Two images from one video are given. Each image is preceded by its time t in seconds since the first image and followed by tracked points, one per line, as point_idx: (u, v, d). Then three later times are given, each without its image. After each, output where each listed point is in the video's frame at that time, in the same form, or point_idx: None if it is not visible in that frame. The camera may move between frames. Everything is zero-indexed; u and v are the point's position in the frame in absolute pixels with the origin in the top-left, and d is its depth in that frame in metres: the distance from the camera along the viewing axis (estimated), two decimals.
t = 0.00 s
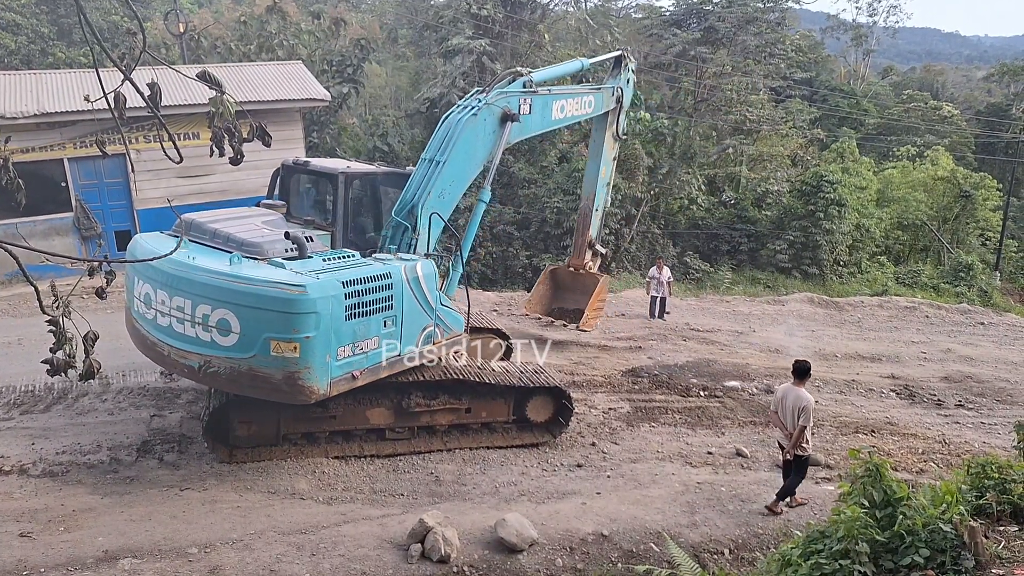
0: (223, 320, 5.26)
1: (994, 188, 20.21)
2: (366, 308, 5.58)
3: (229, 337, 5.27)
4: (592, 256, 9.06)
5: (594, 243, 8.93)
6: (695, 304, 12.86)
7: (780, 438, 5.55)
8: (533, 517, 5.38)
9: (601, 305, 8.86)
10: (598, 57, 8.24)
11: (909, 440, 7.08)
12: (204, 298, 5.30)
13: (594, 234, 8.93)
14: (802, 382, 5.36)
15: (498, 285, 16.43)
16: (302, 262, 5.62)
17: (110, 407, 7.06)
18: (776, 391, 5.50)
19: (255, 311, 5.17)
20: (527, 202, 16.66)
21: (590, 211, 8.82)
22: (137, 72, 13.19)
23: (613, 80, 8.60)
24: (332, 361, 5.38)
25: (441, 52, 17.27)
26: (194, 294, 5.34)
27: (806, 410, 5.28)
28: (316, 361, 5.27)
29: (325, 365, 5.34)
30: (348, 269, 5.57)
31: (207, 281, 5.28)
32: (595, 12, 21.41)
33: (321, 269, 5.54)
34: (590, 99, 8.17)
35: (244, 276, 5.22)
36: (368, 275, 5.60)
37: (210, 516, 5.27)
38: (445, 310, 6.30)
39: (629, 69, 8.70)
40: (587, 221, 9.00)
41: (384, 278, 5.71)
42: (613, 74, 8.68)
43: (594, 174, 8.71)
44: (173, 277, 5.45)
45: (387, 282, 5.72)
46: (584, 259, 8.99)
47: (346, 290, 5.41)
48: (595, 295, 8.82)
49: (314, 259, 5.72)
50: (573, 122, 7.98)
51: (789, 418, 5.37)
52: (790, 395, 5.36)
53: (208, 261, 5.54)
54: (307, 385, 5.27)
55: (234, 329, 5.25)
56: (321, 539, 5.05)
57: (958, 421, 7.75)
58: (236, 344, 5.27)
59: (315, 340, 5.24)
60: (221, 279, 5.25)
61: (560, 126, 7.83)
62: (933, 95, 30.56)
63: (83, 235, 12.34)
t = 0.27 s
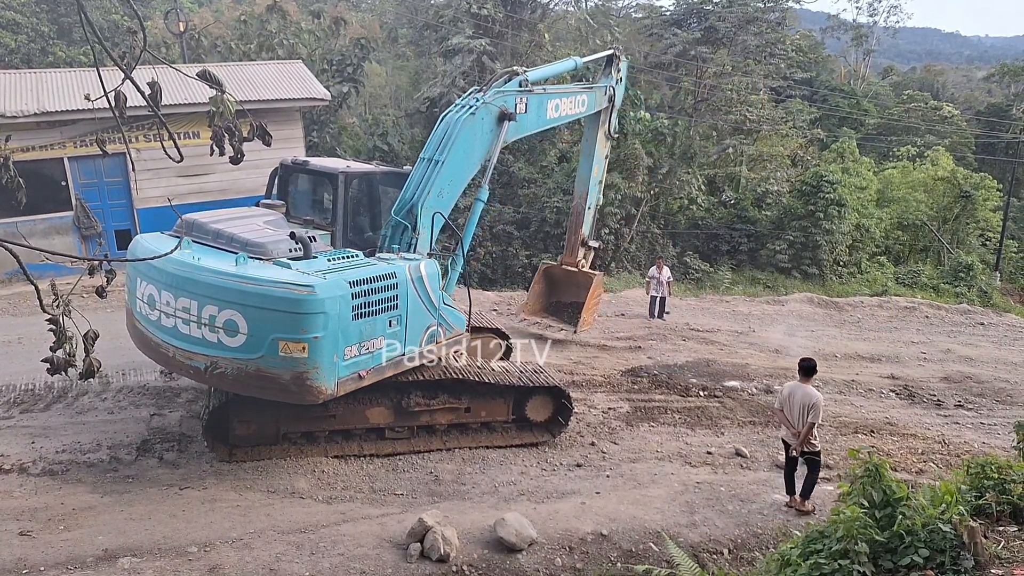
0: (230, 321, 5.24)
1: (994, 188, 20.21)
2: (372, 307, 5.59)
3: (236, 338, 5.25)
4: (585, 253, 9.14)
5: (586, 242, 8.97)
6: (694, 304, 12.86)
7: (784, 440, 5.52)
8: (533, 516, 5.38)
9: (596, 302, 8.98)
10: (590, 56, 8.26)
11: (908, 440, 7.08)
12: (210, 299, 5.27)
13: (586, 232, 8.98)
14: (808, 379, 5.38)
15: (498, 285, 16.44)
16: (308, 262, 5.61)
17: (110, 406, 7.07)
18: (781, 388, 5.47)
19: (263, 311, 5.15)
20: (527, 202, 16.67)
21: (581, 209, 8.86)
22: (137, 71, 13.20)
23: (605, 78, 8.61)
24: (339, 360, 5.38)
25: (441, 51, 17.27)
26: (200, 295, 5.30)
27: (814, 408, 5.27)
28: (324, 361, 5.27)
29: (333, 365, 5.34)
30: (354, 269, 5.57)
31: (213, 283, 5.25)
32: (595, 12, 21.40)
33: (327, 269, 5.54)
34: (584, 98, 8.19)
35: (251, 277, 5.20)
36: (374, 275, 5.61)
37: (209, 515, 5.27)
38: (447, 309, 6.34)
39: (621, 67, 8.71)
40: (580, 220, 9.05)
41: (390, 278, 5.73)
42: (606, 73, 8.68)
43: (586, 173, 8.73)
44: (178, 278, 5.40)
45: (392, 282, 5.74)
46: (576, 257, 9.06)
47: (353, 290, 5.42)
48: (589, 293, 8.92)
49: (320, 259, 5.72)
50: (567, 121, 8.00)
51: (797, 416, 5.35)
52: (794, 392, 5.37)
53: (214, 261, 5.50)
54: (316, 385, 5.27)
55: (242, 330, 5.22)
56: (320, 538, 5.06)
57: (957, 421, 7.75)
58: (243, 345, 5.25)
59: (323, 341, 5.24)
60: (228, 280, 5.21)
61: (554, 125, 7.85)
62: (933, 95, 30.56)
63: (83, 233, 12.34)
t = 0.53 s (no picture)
0: (236, 322, 5.21)
1: (994, 188, 20.21)
2: (377, 307, 5.59)
3: (243, 339, 5.23)
4: (581, 251, 9.07)
5: (582, 240, 8.93)
6: (694, 303, 12.86)
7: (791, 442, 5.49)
8: (533, 516, 5.38)
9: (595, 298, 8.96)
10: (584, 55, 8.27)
11: (908, 440, 7.08)
12: (216, 300, 5.24)
13: (582, 231, 8.94)
14: (815, 379, 5.39)
15: (498, 284, 16.44)
16: (312, 262, 5.61)
17: (109, 405, 7.06)
18: (786, 389, 5.48)
19: (270, 312, 5.14)
20: (526, 201, 16.67)
21: (577, 207, 8.82)
22: (137, 71, 13.20)
23: (599, 77, 8.64)
24: (345, 361, 5.38)
25: (441, 51, 17.27)
26: (205, 296, 5.27)
27: (829, 408, 5.31)
28: (330, 361, 5.27)
29: (340, 365, 5.34)
30: (359, 269, 5.57)
31: (218, 283, 5.22)
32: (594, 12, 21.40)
33: (331, 269, 5.53)
34: (578, 97, 8.20)
35: (257, 277, 5.18)
36: (379, 275, 5.61)
37: (209, 514, 5.27)
38: (449, 308, 6.36)
39: (614, 66, 8.73)
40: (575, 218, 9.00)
41: (394, 278, 5.73)
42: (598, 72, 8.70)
43: (581, 171, 8.70)
44: (182, 278, 5.36)
45: (397, 282, 5.75)
46: (572, 255, 9.02)
47: (359, 290, 5.41)
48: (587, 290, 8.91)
49: (323, 259, 5.72)
50: (563, 119, 8.00)
51: (807, 415, 5.35)
52: (798, 390, 5.41)
53: (218, 261, 5.46)
54: (323, 385, 5.27)
55: (248, 331, 5.20)
56: (320, 538, 5.06)
57: (957, 421, 7.75)
58: (250, 346, 5.23)
59: (330, 341, 5.24)
60: (233, 281, 5.19)
61: (550, 124, 7.86)
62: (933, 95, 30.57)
63: (82, 233, 12.34)
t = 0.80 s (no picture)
0: (240, 323, 5.20)
1: (993, 187, 20.20)
2: (380, 307, 5.59)
3: (246, 339, 5.22)
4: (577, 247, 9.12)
5: (577, 236, 8.97)
6: (693, 303, 12.86)
7: (801, 444, 5.43)
8: (532, 516, 5.38)
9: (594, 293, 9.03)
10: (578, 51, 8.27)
11: (908, 440, 7.08)
12: (220, 301, 5.22)
13: (578, 227, 8.97)
14: (826, 379, 5.38)
15: (497, 284, 16.45)
16: (314, 262, 5.61)
17: (108, 406, 7.06)
18: (799, 392, 5.39)
19: (274, 313, 5.13)
20: (525, 201, 16.67)
21: (573, 204, 8.85)
22: (136, 71, 13.19)
23: (593, 73, 8.63)
24: (349, 361, 5.38)
25: (440, 51, 17.26)
26: (208, 297, 5.25)
27: (843, 408, 5.31)
28: (335, 361, 5.27)
29: (344, 366, 5.34)
30: (361, 270, 5.57)
31: (222, 284, 5.21)
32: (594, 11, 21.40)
33: (334, 269, 5.53)
34: (573, 94, 8.20)
35: (261, 278, 5.17)
36: (382, 275, 5.62)
37: (209, 514, 5.27)
38: (450, 307, 6.37)
39: (608, 62, 8.73)
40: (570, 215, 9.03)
41: (397, 278, 5.74)
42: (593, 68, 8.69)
43: (576, 168, 8.72)
44: (185, 279, 5.33)
45: (399, 282, 5.75)
46: (568, 252, 9.03)
47: (362, 290, 5.42)
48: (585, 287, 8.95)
49: (325, 260, 5.72)
50: (558, 117, 8.01)
51: (824, 418, 5.31)
52: (810, 391, 5.36)
53: (220, 262, 5.44)
54: (327, 386, 5.27)
55: (252, 331, 5.19)
56: (320, 538, 5.05)
57: (957, 421, 7.75)
58: (254, 347, 5.22)
59: (334, 341, 5.24)
60: (237, 282, 5.17)
61: (546, 122, 7.87)
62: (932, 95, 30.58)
63: (82, 233, 12.34)
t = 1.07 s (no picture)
0: (244, 324, 5.19)
1: (992, 187, 20.20)
2: (384, 308, 5.59)
3: (251, 340, 5.21)
4: (574, 243, 9.15)
5: (574, 233, 9.00)
6: (693, 303, 12.86)
7: (806, 443, 5.39)
8: (532, 516, 5.38)
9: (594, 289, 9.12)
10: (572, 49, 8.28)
11: (907, 439, 7.08)
12: (223, 302, 5.20)
13: (574, 224, 9.01)
14: (832, 379, 5.38)
15: (497, 283, 16.45)
16: (317, 263, 5.61)
17: (108, 406, 7.05)
18: (805, 392, 5.35)
19: (278, 314, 5.12)
20: (524, 201, 16.67)
21: (569, 201, 8.87)
22: (136, 70, 13.19)
23: (589, 70, 8.63)
24: (353, 362, 5.39)
25: (440, 51, 17.25)
26: (212, 298, 5.23)
27: (847, 409, 5.32)
28: (339, 362, 5.27)
29: (348, 366, 5.34)
30: (364, 270, 5.57)
31: (225, 285, 5.19)
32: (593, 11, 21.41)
33: (336, 270, 5.52)
34: (569, 92, 8.20)
35: (265, 279, 5.16)
36: (385, 275, 5.62)
37: (208, 515, 5.26)
38: (452, 307, 6.38)
39: (604, 59, 8.73)
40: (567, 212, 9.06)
41: (400, 278, 5.74)
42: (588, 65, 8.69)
43: (572, 165, 8.74)
44: (187, 280, 5.31)
45: (402, 282, 5.75)
46: (566, 249, 9.09)
47: (366, 290, 5.42)
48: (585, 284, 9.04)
49: (328, 260, 5.71)
50: (555, 114, 8.02)
51: (832, 418, 5.31)
52: (816, 391, 5.33)
53: (223, 263, 5.42)
54: (331, 387, 5.27)
55: (256, 332, 5.18)
56: (319, 538, 5.05)
57: (956, 421, 7.76)
58: (258, 348, 5.21)
59: (339, 342, 5.24)
60: (241, 283, 5.16)
61: (542, 120, 7.87)
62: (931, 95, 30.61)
63: (81, 233, 12.33)
